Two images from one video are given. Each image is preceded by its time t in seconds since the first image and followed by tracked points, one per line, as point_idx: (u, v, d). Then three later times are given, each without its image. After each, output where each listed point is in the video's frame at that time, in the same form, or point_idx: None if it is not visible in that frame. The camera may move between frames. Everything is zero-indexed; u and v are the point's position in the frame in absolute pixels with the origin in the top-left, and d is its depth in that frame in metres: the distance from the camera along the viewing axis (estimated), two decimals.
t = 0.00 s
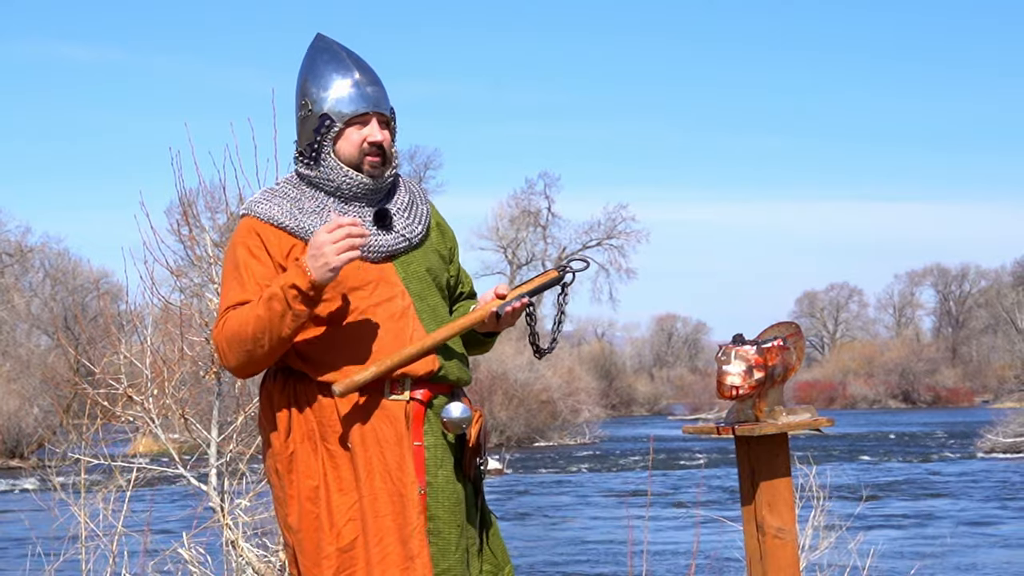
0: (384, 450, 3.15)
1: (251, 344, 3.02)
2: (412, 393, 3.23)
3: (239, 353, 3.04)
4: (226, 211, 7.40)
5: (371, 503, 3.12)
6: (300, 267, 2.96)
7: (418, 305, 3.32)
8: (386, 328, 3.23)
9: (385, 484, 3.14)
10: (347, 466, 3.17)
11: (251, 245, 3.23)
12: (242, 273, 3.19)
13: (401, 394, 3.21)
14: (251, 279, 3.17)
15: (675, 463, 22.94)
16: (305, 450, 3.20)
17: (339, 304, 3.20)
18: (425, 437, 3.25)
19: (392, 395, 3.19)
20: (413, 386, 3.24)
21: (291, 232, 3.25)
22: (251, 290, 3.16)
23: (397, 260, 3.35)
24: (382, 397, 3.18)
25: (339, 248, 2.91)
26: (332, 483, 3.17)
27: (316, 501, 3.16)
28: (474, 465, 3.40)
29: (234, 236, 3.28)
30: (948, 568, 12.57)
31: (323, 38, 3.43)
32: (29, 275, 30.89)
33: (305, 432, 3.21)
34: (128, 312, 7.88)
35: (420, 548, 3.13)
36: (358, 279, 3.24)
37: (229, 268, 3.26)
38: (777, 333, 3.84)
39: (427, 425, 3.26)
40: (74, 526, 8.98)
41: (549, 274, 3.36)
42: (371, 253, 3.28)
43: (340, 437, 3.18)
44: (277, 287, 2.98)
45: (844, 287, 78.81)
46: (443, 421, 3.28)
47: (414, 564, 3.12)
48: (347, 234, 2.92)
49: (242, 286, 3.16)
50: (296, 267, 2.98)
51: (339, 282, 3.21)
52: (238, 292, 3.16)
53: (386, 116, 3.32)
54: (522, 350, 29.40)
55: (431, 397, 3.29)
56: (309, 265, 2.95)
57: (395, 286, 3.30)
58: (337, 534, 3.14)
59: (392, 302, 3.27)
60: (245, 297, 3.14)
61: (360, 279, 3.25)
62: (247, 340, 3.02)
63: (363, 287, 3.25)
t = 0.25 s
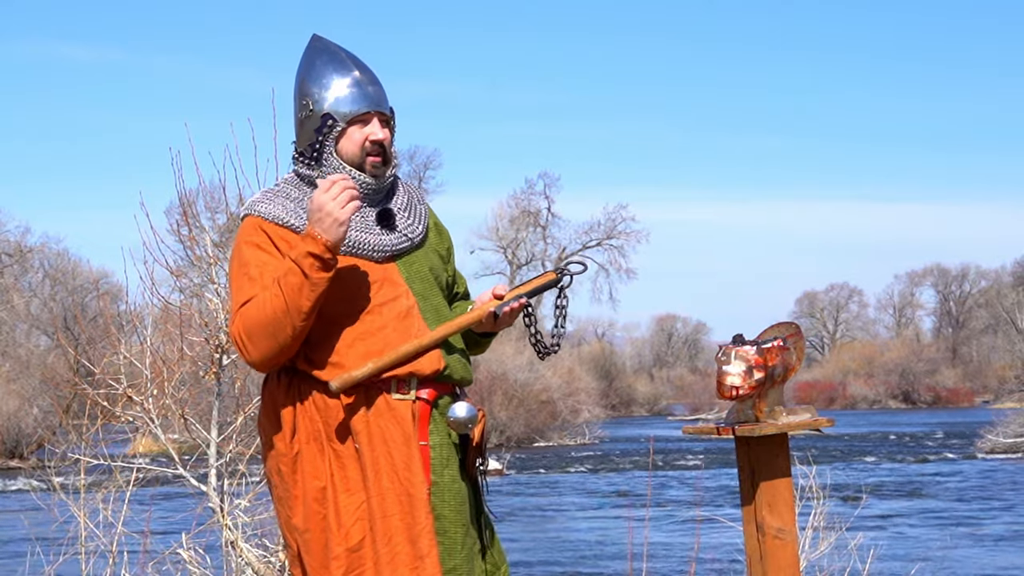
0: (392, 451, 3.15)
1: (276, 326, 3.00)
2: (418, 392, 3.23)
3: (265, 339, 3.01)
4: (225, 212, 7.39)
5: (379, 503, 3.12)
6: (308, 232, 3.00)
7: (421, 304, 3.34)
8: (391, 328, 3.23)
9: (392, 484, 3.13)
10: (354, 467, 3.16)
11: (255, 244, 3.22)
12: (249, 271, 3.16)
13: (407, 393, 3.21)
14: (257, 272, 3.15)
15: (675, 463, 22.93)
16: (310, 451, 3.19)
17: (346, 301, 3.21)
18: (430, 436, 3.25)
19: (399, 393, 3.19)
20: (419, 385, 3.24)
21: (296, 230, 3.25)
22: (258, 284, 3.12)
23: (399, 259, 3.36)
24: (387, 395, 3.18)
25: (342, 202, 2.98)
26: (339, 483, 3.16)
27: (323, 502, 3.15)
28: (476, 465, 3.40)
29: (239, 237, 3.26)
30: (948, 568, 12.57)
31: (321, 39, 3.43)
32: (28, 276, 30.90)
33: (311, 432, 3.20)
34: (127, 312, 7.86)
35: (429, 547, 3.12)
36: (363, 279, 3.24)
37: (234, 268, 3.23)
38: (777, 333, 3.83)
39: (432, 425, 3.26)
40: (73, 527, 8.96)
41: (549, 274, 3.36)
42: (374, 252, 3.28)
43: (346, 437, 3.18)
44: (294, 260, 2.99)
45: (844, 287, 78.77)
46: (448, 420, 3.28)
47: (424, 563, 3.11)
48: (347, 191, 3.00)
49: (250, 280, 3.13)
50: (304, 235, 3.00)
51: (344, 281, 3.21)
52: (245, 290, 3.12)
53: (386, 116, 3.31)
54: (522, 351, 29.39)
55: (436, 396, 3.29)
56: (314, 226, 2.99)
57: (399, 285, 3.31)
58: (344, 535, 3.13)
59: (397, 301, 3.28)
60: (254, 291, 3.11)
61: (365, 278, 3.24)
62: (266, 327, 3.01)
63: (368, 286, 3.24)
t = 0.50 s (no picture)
0: (394, 448, 3.14)
1: (275, 321, 2.99)
2: (419, 390, 3.22)
3: (264, 334, 3.00)
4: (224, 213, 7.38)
5: (382, 501, 3.11)
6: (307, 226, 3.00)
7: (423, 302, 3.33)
8: (393, 325, 3.23)
9: (395, 481, 3.12)
10: (356, 465, 3.16)
11: (254, 242, 3.21)
12: (248, 268, 3.15)
13: (408, 390, 3.20)
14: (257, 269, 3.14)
15: (675, 464, 22.92)
16: (312, 450, 3.18)
17: (348, 298, 3.20)
18: (431, 434, 3.24)
19: (400, 390, 3.18)
20: (421, 382, 3.23)
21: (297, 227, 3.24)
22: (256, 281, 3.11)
23: (401, 256, 3.35)
24: (388, 392, 3.17)
25: (340, 197, 3.00)
26: (340, 481, 3.15)
27: (325, 500, 3.14)
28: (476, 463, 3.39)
29: (239, 236, 3.24)
30: (946, 568, 12.56)
31: (320, 40, 3.42)
32: (28, 276, 30.91)
33: (312, 432, 3.20)
34: (127, 312, 7.85)
35: (433, 544, 3.11)
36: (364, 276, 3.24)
37: (235, 266, 3.22)
38: (777, 334, 3.83)
39: (433, 422, 3.25)
40: (73, 528, 8.95)
41: (551, 274, 3.36)
42: (375, 249, 3.28)
43: (348, 435, 3.17)
44: (294, 254, 2.99)
45: (845, 287, 78.79)
46: (449, 418, 3.28)
47: (427, 561, 3.10)
48: (346, 188, 3.02)
49: (248, 277, 3.12)
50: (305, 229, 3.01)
51: (345, 279, 3.20)
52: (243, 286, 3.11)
53: (386, 115, 3.31)
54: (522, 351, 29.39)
55: (437, 394, 3.28)
56: (313, 221, 3.00)
57: (401, 282, 3.31)
58: (346, 533, 3.12)
59: (399, 298, 3.27)
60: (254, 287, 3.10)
61: (367, 275, 3.24)
62: (267, 323, 3.00)
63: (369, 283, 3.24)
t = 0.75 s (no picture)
0: (392, 449, 3.11)
1: (273, 320, 2.96)
2: (418, 390, 3.19)
3: (261, 334, 2.98)
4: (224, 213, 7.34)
5: (380, 502, 3.08)
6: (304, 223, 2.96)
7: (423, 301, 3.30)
8: (393, 325, 3.20)
9: (393, 481, 3.09)
10: (355, 465, 3.12)
11: (254, 241, 3.19)
12: (247, 268, 3.13)
13: (407, 391, 3.17)
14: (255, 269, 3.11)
15: (676, 464, 22.88)
16: (311, 451, 3.15)
17: (348, 298, 3.16)
18: (431, 435, 3.20)
19: (399, 390, 3.15)
20: (420, 383, 3.19)
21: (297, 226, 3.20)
22: (253, 280, 3.09)
23: (401, 256, 3.32)
24: (387, 392, 3.14)
25: (334, 194, 2.96)
26: (339, 482, 3.12)
27: (323, 501, 3.11)
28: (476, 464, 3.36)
29: (238, 236, 3.22)
30: (948, 569, 12.51)
31: (318, 41, 3.39)
32: (28, 277, 30.91)
33: (312, 432, 3.16)
34: (126, 312, 7.82)
35: (431, 545, 3.08)
36: (365, 275, 3.20)
37: (234, 266, 3.20)
38: (779, 334, 3.79)
39: (432, 423, 3.22)
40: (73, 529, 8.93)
41: (551, 274, 3.33)
42: (375, 249, 3.24)
43: (347, 435, 3.14)
44: (291, 252, 2.96)
45: (847, 287, 78.65)
46: (449, 419, 3.24)
47: (425, 562, 3.07)
48: (341, 185, 2.99)
49: (246, 276, 3.10)
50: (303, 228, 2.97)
51: (345, 278, 3.17)
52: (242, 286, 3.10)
53: (385, 115, 3.27)
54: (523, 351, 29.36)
55: (437, 394, 3.25)
56: (309, 217, 2.96)
57: (401, 282, 3.27)
58: (344, 535, 3.09)
59: (399, 298, 3.24)
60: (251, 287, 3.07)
61: (367, 274, 3.21)
62: (264, 322, 2.97)
63: (369, 283, 3.20)
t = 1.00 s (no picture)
0: (392, 449, 3.10)
1: (273, 317, 2.95)
2: (418, 390, 3.18)
3: (261, 331, 2.97)
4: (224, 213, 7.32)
5: (380, 503, 3.07)
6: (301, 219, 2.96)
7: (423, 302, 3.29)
8: (393, 325, 3.19)
9: (393, 481, 3.08)
10: (355, 466, 3.11)
11: (252, 242, 3.18)
12: (246, 268, 3.12)
13: (407, 391, 3.16)
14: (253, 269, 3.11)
15: (676, 465, 22.86)
16: (311, 451, 3.15)
17: (348, 298, 3.15)
18: (431, 435, 3.19)
19: (399, 391, 3.14)
20: (421, 383, 3.18)
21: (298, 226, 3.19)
22: (251, 280, 3.09)
23: (402, 256, 3.31)
24: (387, 392, 3.13)
25: (329, 189, 2.96)
26: (339, 481, 3.11)
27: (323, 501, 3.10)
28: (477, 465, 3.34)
29: (238, 237, 3.21)
30: (948, 569, 12.50)
31: (317, 41, 3.38)
32: (28, 277, 30.90)
33: (312, 432, 3.15)
34: (127, 312, 7.80)
35: (431, 546, 3.07)
36: (365, 275, 3.19)
37: (235, 267, 3.19)
38: (779, 335, 3.78)
39: (432, 423, 3.20)
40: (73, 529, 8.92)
41: (550, 275, 3.31)
42: (376, 249, 3.23)
43: (347, 435, 3.13)
44: (289, 249, 2.96)
45: (847, 287, 78.60)
46: (449, 419, 3.23)
47: (424, 562, 3.06)
48: (336, 180, 2.99)
49: (245, 276, 3.10)
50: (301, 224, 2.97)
51: (345, 278, 3.15)
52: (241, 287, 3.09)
53: (384, 115, 3.26)
54: (523, 352, 29.34)
55: (438, 394, 3.24)
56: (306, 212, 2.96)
57: (401, 282, 3.26)
58: (344, 534, 3.08)
59: (400, 298, 3.23)
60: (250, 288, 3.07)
61: (367, 274, 3.19)
62: (263, 321, 2.96)
63: (369, 283, 3.19)
